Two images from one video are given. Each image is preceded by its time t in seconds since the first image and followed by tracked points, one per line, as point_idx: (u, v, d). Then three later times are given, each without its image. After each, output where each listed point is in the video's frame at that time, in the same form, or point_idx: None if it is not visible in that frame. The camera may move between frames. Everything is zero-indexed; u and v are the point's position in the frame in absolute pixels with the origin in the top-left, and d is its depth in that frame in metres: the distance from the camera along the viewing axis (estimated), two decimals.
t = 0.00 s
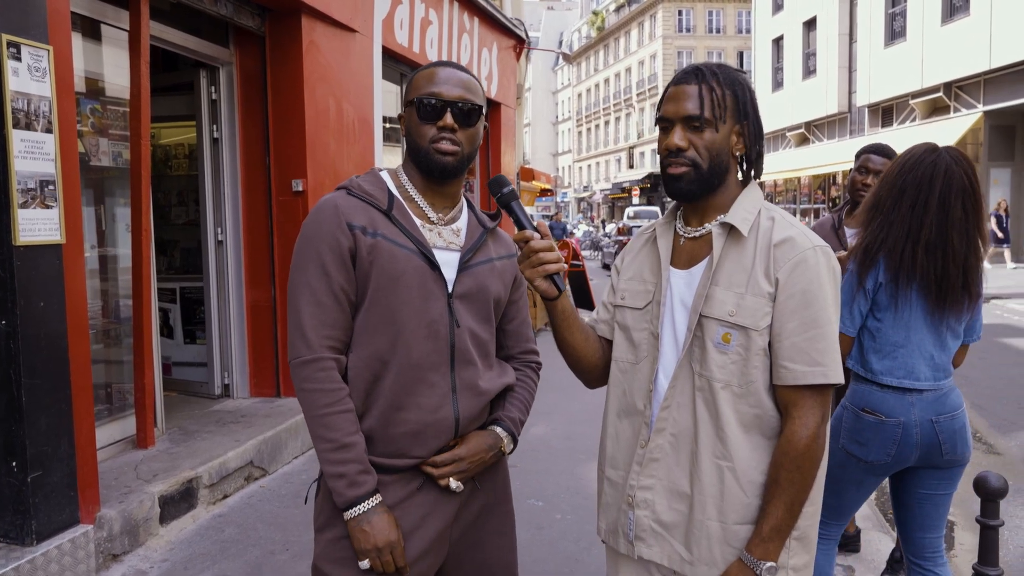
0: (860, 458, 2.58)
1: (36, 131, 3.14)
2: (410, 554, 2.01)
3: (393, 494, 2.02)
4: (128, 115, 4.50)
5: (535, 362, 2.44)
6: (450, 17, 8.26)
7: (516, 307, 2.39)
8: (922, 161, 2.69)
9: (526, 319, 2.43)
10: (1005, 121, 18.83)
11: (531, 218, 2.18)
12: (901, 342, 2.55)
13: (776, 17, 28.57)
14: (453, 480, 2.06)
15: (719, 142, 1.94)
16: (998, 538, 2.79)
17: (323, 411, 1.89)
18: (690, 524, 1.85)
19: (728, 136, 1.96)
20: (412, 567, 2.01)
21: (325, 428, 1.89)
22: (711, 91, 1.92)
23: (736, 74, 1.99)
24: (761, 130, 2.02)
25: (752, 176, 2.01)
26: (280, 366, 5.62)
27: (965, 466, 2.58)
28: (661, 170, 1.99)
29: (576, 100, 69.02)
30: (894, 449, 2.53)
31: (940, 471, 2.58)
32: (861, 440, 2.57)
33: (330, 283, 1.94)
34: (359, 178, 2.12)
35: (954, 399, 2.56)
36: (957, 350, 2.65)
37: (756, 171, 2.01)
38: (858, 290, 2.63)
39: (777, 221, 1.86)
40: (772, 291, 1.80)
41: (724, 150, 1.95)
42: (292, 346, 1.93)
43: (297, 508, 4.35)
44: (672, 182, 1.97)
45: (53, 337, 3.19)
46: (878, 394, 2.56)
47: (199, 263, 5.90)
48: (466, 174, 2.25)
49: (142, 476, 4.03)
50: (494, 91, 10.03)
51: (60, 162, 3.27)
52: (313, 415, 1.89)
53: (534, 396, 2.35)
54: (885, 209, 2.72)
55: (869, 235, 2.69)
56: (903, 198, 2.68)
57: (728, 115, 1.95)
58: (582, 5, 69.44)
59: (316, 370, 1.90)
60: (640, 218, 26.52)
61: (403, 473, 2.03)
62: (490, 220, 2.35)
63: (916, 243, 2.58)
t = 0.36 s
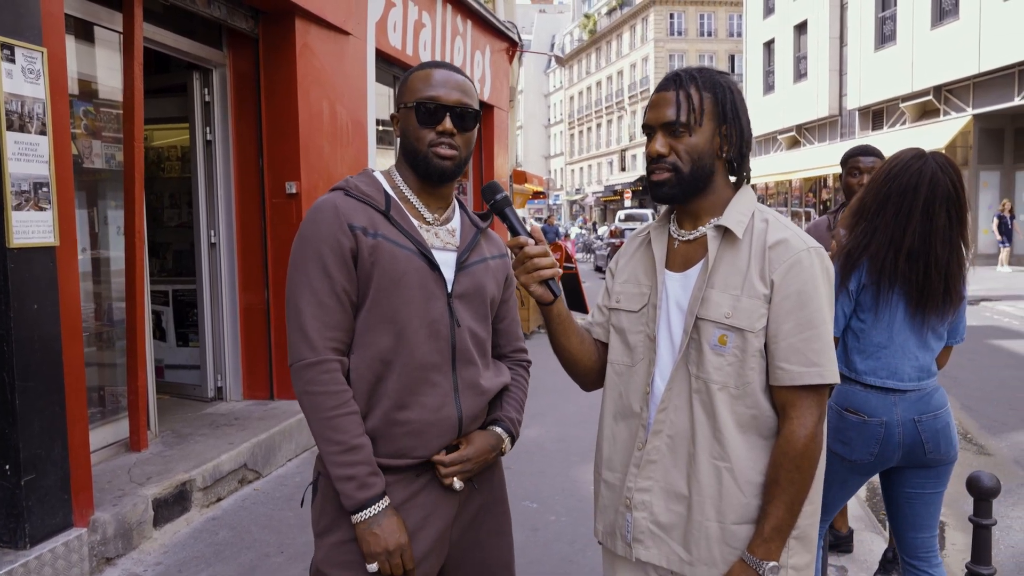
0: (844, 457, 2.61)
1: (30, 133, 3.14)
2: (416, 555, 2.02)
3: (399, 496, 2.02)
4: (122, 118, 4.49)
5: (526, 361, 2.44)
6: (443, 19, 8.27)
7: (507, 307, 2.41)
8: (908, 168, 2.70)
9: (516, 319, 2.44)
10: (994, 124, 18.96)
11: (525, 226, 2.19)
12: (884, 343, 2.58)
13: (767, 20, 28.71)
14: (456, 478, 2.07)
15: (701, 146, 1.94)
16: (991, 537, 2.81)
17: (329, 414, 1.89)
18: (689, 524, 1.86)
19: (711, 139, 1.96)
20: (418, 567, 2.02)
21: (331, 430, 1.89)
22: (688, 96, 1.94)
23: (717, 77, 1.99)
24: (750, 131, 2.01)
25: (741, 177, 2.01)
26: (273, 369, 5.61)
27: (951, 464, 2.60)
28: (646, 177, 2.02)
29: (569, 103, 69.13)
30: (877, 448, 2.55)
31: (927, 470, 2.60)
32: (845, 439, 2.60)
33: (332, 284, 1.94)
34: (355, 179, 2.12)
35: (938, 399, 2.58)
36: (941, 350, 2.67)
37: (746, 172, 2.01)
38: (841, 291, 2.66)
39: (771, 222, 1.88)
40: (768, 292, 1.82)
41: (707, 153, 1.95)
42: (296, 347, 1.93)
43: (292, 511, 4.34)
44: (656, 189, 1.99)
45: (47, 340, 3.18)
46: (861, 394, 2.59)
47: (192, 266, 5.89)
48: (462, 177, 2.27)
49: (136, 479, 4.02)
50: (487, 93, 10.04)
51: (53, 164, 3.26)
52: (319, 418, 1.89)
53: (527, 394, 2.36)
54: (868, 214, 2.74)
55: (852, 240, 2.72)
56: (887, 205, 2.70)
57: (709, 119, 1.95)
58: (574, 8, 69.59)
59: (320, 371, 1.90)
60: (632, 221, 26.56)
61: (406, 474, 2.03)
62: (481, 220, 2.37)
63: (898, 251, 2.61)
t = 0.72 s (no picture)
0: (854, 461, 2.61)
1: (25, 135, 3.14)
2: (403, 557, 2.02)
3: (386, 497, 2.02)
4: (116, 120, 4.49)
5: (524, 365, 2.45)
6: (437, 22, 8.28)
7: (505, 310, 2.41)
8: (899, 172, 2.72)
9: (515, 322, 2.45)
10: (985, 127, 19.08)
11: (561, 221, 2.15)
12: (889, 344, 2.59)
13: (760, 24, 28.82)
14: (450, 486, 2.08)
15: (676, 148, 1.95)
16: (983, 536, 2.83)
17: (318, 414, 1.89)
18: (684, 523, 1.87)
19: (686, 140, 1.96)
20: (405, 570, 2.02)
21: (322, 431, 1.89)
22: (659, 100, 1.95)
23: (689, 78, 1.99)
24: (731, 131, 2.00)
25: (723, 175, 2.00)
26: (268, 371, 5.61)
27: (957, 466, 2.62)
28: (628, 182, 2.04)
29: (562, 106, 69.24)
30: (887, 453, 2.56)
31: (931, 472, 2.62)
32: (854, 444, 2.60)
33: (325, 284, 1.94)
34: (351, 180, 2.13)
35: (943, 400, 2.59)
36: (945, 350, 2.69)
37: (728, 169, 2.01)
38: (844, 293, 2.66)
39: (759, 220, 1.88)
40: (756, 288, 1.83)
41: (683, 155, 1.96)
42: (289, 348, 1.93)
43: (286, 513, 4.34)
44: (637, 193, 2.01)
45: (41, 341, 3.18)
46: (869, 397, 2.59)
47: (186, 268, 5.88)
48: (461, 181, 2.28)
49: (130, 481, 4.01)
50: (481, 95, 10.06)
51: (48, 166, 3.26)
52: (308, 418, 1.90)
53: (525, 397, 2.37)
54: (864, 218, 2.76)
55: (849, 244, 2.74)
56: (881, 209, 2.72)
57: (682, 120, 1.96)
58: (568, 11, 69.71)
59: (312, 373, 1.90)
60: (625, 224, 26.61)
61: (396, 475, 2.04)
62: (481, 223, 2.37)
63: (898, 254, 2.62)
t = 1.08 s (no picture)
0: (863, 466, 2.62)
1: (20, 136, 3.13)
2: (393, 559, 2.02)
3: (377, 499, 2.02)
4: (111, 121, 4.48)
5: (527, 368, 2.44)
6: (432, 23, 8.28)
7: (507, 313, 2.41)
8: (893, 162, 2.80)
9: (518, 324, 2.44)
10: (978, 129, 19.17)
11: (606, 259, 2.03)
12: (898, 347, 2.59)
13: (754, 26, 28.91)
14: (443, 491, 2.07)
15: (651, 167, 1.93)
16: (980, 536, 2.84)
17: (308, 415, 1.89)
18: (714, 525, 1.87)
19: (660, 158, 1.94)
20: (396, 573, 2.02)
21: (315, 432, 1.89)
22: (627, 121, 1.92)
23: (652, 92, 1.97)
24: (696, 135, 2.00)
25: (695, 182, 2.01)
26: (263, 372, 5.59)
27: (965, 470, 2.62)
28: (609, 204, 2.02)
29: (557, 108, 69.31)
30: (897, 457, 2.56)
31: (939, 475, 2.62)
32: (864, 448, 2.61)
33: (318, 286, 1.95)
34: (348, 182, 2.13)
35: (953, 403, 2.59)
36: (954, 352, 2.69)
37: (697, 174, 2.02)
38: (854, 296, 2.66)
39: (748, 219, 1.91)
40: (754, 285, 1.85)
41: (659, 172, 1.94)
42: (282, 348, 1.94)
43: (282, 515, 4.33)
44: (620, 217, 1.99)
45: (36, 343, 3.16)
46: (880, 401, 2.60)
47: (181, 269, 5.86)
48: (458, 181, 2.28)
49: (125, 483, 4.00)
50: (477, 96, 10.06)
51: (43, 167, 3.25)
52: (299, 419, 1.90)
53: (526, 399, 2.36)
54: (867, 211, 2.78)
55: (859, 235, 2.73)
56: (883, 196, 2.76)
57: (652, 138, 1.93)
58: (562, 12, 69.79)
59: (305, 373, 1.91)
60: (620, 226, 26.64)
61: (388, 477, 2.04)
62: (483, 223, 2.37)
63: (906, 234, 2.65)
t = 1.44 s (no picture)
0: (867, 467, 2.62)
1: (15, 137, 3.11)
2: (395, 560, 2.02)
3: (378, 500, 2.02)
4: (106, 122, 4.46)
5: (525, 367, 2.45)
6: (428, 24, 8.28)
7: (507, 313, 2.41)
8: (896, 168, 2.79)
9: (517, 323, 2.45)
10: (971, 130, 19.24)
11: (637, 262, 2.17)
12: (900, 348, 2.60)
13: (749, 27, 28.96)
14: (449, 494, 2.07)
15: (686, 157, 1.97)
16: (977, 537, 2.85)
17: (313, 418, 1.89)
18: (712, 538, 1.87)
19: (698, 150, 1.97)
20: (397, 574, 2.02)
21: (316, 434, 1.89)
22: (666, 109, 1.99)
23: (700, 87, 2.01)
24: (747, 134, 1.98)
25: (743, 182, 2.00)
26: (259, 374, 5.58)
27: (967, 472, 2.63)
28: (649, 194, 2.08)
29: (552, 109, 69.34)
30: (901, 458, 2.56)
31: (941, 476, 2.63)
32: (868, 449, 2.61)
33: (322, 288, 1.94)
34: (350, 182, 2.12)
35: (955, 405, 2.60)
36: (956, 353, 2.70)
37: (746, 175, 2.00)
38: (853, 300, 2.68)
39: (790, 231, 1.88)
40: (784, 301, 1.83)
41: (693, 164, 1.97)
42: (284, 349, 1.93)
43: (278, 517, 4.31)
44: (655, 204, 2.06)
45: (31, 345, 3.15)
46: (883, 403, 2.60)
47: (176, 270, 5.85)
48: (457, 183, 2.28)
49: (120, 486, 3.98)
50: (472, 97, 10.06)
51: (38, 168, 3.24)
52: (303, 423, 1.89)
53: (525, 400, 2.36)
54: (865, 219, 2.79)
55: (853, 244, 2.78)
56: (882, 206, 2.76)
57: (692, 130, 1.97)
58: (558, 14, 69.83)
59: (307, 375, 1.90)
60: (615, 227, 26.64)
61: (390, 478, 2.03)
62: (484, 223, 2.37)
63: (902, 248, 2.65)
